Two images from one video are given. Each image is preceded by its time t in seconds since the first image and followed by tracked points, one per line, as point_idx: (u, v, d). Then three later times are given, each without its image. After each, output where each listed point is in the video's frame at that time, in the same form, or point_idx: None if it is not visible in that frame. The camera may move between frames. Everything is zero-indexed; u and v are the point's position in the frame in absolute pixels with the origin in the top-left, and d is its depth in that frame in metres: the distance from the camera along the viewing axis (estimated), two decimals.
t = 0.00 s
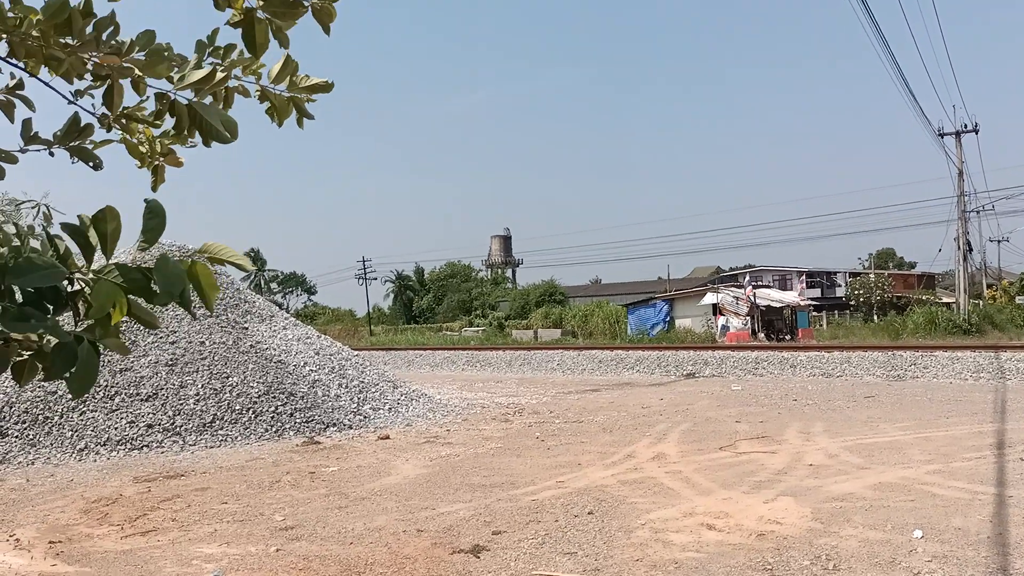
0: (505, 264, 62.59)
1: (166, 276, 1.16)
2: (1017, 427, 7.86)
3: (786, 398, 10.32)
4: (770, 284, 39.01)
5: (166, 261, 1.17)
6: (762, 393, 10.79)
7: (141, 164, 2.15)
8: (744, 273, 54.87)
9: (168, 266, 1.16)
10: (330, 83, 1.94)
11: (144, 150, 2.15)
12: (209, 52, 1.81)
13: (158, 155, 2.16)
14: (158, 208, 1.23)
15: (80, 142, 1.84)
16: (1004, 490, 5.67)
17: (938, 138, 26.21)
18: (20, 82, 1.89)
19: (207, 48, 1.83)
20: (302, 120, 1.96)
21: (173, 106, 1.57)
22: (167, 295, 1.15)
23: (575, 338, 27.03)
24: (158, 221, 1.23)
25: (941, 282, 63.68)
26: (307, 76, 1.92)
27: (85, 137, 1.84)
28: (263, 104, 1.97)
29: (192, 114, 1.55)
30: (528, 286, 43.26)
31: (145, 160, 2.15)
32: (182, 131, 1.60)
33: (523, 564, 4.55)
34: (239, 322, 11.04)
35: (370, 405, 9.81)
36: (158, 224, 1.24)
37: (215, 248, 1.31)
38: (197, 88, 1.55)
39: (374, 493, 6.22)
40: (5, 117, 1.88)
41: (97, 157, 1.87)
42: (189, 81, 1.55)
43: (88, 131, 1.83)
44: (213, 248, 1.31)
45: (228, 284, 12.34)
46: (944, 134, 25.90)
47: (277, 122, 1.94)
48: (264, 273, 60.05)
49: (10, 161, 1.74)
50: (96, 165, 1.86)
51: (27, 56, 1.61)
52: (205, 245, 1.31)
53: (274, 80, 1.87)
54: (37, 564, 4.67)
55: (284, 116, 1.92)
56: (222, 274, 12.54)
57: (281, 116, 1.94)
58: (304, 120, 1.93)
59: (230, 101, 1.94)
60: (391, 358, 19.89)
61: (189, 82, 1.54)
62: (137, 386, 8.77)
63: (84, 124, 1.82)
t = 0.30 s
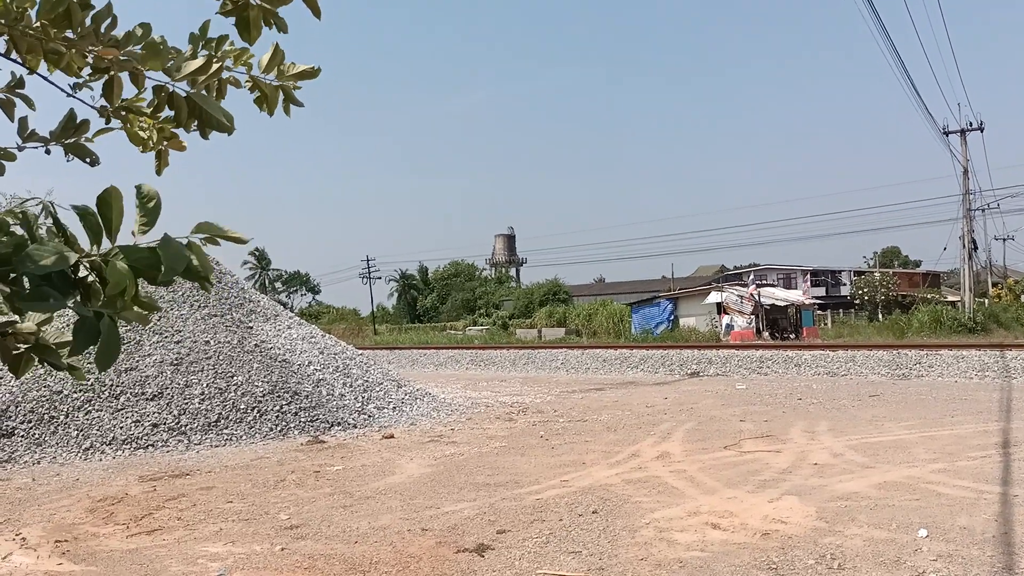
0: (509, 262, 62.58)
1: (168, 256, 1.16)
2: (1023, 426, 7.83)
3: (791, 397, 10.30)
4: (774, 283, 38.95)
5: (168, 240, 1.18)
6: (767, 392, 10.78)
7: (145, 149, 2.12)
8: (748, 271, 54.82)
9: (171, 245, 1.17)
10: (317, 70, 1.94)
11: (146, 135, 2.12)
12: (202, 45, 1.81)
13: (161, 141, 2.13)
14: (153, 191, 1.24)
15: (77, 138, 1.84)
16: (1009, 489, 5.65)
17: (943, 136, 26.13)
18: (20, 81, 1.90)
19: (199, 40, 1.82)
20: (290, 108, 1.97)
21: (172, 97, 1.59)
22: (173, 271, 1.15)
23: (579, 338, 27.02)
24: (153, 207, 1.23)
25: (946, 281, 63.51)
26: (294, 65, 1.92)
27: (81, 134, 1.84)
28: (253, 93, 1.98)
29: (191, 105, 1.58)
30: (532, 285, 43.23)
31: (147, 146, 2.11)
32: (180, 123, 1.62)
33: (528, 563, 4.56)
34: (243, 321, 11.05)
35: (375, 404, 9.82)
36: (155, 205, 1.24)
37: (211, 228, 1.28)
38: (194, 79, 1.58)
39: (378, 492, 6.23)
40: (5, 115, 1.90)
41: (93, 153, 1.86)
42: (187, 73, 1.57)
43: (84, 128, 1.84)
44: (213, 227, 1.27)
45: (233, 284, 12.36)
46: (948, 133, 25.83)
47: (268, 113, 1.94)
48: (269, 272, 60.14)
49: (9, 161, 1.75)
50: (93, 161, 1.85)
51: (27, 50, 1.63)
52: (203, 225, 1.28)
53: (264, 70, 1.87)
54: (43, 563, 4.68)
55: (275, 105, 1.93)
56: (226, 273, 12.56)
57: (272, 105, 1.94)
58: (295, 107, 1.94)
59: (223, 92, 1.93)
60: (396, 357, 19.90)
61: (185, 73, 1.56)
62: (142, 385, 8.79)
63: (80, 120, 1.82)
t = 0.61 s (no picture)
0: (514, 262, 62.58)
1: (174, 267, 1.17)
2: None
3: (797, 397, 10.27)
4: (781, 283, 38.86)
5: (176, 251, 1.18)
6: (773, 393, 10.75)
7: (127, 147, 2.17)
8: (754, 271, 54.69)
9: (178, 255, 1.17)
10: (307, 54, 1.97)
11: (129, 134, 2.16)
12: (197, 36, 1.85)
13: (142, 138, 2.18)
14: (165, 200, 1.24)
15: (78, 128, 1.87)
16: (1016, 490, 5.63)
17: (950, 136, 26.03)
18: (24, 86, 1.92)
19: (195, 32, 1.85)
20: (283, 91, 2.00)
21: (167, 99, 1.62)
22: (177, 282, 1.15)
23: (585, 338, 26.99)
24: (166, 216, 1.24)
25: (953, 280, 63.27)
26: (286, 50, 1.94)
27: (83, 122, 1.86)
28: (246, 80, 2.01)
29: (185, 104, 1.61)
30: (538, 285, 43.19)
31: (132, 143, 2.16)
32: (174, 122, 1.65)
33: (533, 564, 4.56)
34: (249, 321, 11.08)
35: (380, 404, 9.84)
36: (170, 218, 1.25)
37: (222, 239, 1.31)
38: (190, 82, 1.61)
39: (384, 492, 6.24)
40: (9, 120, 1.92)
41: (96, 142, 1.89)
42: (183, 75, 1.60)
43: (86, 116, 1.86)
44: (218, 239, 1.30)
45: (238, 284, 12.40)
46: (955, 132, 25.74)
47: (260, 97, 1.98)
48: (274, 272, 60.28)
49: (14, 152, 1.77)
50: (96, 149, 1.89)
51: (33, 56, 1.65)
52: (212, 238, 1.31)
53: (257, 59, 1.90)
54: (51, 563, 4.70)
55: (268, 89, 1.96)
56: (231, 274, 12.60)
57: (264, 91, 1.98)
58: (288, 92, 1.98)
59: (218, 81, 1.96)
60: (401, 357, 19.92)
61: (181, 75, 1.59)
62: (149, 385, 8.82)
63: (82, 109, 1.85)
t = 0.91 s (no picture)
0: (518, 265, 62.55)
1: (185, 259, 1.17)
2: None
3: (802, 401, 10.25)
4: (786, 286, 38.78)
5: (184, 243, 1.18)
6: (778, 396, 10.73)
7: (137, 147, 2.17)
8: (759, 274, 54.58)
9: (187, 249, 1.18)
10: (329, 78, 1.97)
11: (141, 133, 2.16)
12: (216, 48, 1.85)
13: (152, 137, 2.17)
14: (172, 191, 1.25)
15: (98, 142, 1.87)
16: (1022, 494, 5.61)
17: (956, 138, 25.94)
18: (40, 89, 1.92)
19: (215, 44, 1.86)
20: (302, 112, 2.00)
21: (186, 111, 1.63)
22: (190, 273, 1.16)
23: (590, 340, 26.96)
24: (175, 208, 1.24)
25: (958, 283, 63.07)
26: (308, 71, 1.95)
27: (103, 137, 1.87)
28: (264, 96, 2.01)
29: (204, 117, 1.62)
30: (542, 288, 43.17)
31: (142, 144, 2.16)
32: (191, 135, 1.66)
33: (538, 566, 4.56)
34: (255, 323, 11.11)
35: (385, 407, 9.85)
36: (177, 209, 1.25)
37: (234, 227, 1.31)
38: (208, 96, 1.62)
39: (389, 495, 6.24)
40: (25, 124, 1.92)
41: (115, 156, 1.90)
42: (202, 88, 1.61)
43: (106, 132, 1.86)
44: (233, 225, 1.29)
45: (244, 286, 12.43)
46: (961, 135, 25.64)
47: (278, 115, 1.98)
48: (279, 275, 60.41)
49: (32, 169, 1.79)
50: (114, 164, 1.89)
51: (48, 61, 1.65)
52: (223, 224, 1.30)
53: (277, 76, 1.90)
54: (57, 563, 4.71)
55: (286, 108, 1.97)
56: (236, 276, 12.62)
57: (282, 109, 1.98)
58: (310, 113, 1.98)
59: (236, 95, 1.96)
60: (405, 359, 19.94)
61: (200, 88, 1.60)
62: (155, 387, 8.84)
63: (103, 125, 1.85)
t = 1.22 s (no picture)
0: (522, 269, 62.57)
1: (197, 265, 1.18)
2: None
3: (805, 407, 10.23)
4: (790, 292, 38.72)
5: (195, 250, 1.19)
6: (781, 402, 10.71)
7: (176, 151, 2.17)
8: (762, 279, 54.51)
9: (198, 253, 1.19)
10: (361, 74, 1.95)
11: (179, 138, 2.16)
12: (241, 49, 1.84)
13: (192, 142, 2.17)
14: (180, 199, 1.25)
15: (112, 139, 1.89)
16: None
17: (960, 145, 25.88)
18: (54, 89, 1.94)
19: (239, 44, 1.85)
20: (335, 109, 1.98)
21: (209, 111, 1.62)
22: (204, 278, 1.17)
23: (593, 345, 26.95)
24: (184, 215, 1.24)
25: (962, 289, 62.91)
26: (338, 68, 1.92)
27: (116, 135, 1.88)
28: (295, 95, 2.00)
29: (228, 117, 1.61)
30: (546, 292, 43.18)
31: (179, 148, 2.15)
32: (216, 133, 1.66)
33: (539, 572, 4.55)
34: (258, 327, 11.13)
35: (388, 411, 9.85)
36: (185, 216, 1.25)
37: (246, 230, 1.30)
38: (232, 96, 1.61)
39: (391, 499, 6.24)
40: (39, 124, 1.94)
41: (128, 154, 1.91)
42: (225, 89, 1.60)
43: (119, 130, 1.88)
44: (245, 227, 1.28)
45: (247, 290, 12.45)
46: (965, 142, 25.58)
47: (309, 115, 1.96)
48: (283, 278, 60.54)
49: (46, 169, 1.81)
50: (129, 161, 1.91)
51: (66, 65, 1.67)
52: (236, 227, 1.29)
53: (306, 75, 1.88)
54: (60, 567, 4.73)
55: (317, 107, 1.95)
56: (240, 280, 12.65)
57: (314, 109, 1.96)
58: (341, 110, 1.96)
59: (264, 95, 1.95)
60: (408, 364, 19.96)
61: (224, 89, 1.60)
62: (158, 390, 8.86)
63: (116, 123, 1.86)
